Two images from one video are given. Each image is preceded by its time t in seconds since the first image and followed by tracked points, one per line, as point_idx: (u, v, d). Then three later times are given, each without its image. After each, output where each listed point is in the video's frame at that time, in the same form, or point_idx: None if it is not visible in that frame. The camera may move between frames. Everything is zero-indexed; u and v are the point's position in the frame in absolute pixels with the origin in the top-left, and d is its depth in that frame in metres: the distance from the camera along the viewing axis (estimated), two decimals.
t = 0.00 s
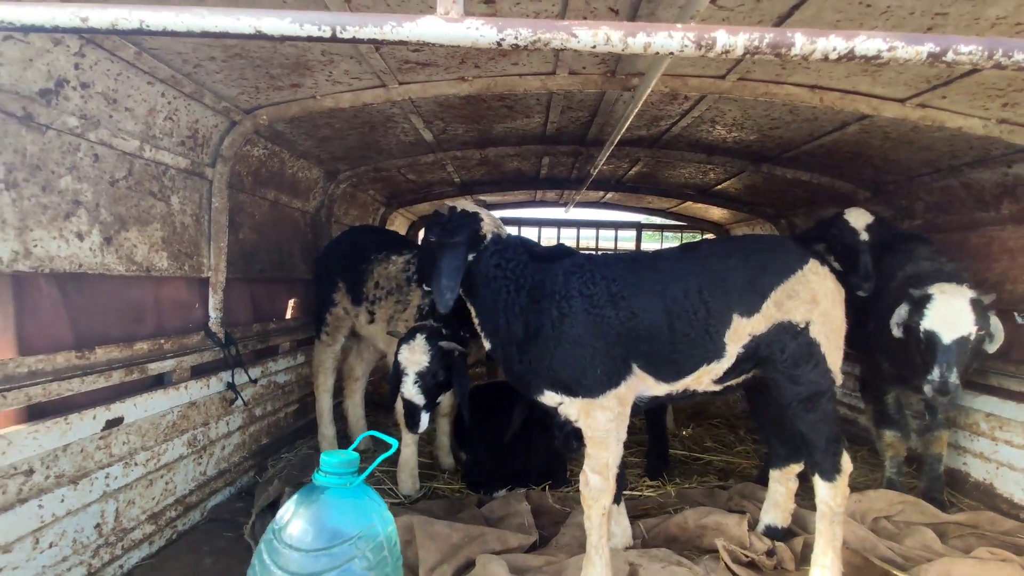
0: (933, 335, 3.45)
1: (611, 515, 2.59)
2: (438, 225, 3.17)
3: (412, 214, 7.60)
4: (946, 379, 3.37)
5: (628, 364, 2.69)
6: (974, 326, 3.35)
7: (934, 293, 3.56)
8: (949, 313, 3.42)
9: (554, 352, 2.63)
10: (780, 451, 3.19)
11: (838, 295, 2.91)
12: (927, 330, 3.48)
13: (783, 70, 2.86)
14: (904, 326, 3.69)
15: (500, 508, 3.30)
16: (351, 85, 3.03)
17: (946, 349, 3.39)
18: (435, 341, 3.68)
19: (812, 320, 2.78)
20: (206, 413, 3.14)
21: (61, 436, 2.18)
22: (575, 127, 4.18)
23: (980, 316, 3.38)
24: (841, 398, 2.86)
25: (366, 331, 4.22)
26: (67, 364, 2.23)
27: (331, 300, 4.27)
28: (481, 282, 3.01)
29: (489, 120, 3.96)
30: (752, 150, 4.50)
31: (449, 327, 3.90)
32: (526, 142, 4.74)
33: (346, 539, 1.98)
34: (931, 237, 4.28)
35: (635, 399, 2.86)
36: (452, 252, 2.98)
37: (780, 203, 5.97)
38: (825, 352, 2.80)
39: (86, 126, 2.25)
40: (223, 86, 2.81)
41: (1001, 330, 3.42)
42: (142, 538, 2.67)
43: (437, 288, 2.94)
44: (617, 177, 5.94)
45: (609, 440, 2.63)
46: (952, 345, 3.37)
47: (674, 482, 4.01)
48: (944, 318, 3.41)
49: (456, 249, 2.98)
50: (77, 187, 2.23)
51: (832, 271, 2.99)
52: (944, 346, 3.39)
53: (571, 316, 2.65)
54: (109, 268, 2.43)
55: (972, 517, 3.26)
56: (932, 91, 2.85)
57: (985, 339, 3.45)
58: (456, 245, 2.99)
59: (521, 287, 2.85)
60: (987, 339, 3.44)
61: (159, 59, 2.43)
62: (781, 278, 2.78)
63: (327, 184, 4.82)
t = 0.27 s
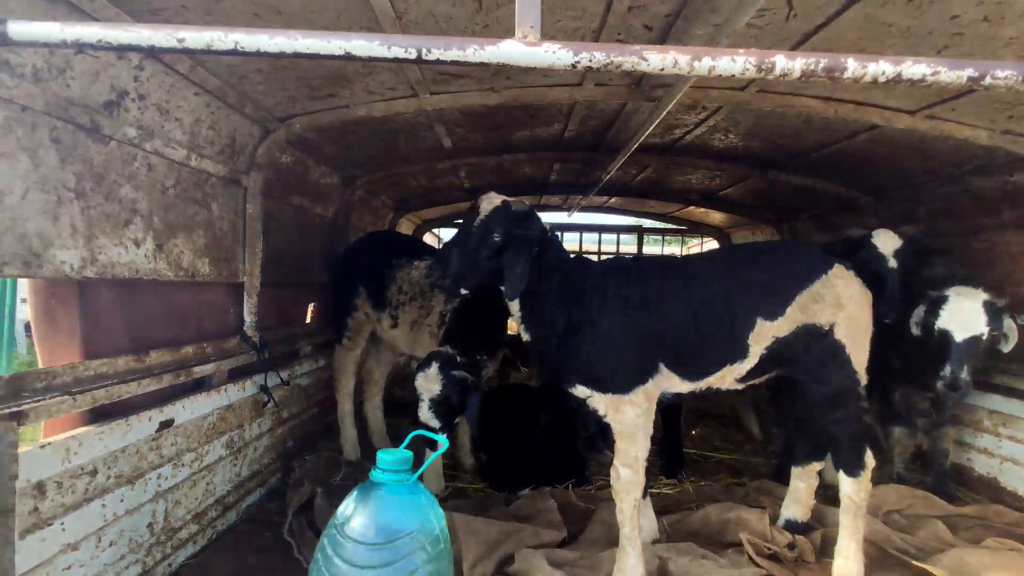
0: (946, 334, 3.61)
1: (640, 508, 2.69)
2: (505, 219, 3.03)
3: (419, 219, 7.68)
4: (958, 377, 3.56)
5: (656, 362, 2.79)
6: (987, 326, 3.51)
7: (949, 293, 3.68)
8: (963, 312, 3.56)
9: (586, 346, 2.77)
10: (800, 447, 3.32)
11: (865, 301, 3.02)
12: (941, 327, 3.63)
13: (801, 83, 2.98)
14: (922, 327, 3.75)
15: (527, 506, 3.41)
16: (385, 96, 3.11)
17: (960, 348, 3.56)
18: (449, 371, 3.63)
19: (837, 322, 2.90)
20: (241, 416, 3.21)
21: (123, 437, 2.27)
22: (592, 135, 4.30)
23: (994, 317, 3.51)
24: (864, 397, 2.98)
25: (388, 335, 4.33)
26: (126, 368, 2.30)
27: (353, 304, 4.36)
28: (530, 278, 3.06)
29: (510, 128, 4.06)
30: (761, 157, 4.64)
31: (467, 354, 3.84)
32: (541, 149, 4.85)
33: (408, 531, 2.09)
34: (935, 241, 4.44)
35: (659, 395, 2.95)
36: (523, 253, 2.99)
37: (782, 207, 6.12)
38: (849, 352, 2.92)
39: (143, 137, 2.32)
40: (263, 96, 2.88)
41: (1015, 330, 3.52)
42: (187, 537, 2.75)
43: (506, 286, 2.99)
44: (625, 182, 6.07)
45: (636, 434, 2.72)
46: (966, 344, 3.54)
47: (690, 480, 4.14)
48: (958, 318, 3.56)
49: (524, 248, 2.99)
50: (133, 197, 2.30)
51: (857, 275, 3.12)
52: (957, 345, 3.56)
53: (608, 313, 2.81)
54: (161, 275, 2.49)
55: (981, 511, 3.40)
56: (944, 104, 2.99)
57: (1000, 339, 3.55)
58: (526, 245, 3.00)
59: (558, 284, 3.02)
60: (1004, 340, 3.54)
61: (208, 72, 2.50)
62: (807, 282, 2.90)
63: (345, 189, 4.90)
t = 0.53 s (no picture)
0: (968, 334, 3.70)
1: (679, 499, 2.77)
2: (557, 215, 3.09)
3: (423, 220, 7.71)
4: (979, 374, 3.64)
5: (693, 356, 2.92)
6: (1007, 325, 3.61)
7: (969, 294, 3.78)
8: (982, 311, 3.67)
9: (627, 340, 2.89)
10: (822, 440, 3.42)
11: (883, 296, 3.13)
12: (961, 327, 3.73)
13: (825, 89, 3.09)
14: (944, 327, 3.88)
15: (557, 501, 3.47)
16: (420, 98, 3.17)
17: (980, 346, 3.65)
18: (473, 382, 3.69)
19: (859, 318, 3.04)
20: (275, 414, 3.24)
21: (181, 433, 2.31)
22: (609, 138, 4.39)
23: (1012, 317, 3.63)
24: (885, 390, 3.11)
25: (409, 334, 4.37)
26: (182, 365, 2.33)
27: (374, 304, 4.40)
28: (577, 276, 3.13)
29: (531, 130, 4.14)
30: (771, 160, 4.76)
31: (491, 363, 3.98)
32: (556, 151, 4.93)
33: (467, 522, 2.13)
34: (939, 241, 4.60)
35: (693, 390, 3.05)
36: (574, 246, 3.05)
37: (785, 209, 6.27)
38: (871, 346, 3.05)
39: (198, 138, 2.36)
40: (303, 99, 2.93)
41: None
42: (231, 534, 2.77)
43: (561, 277, 2.98)
44: (633, 184, 6.17)
45: (675, 427, 2.82)
46: (987, 343, 3.64)
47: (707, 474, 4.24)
48: (979, 318, 3.66)
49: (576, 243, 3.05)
50: (189, 196, 2.34)
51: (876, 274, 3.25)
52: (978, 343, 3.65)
53: (652, 309, 2.95)
54: (210, 273, 2.52)
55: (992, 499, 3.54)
56: (958, 110, 3.13)
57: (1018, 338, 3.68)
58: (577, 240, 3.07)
59: (595, 283, 3.12)
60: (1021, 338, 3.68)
61: (259, 74, 2.55)
62: (830, 280, 3.06)
63: (361, 191, 4.93)
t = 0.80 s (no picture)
0: (958, 318, 3.79)
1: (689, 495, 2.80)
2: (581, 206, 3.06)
3: (418, 220, 7.70)
4: (968, 358, 3.75)
5: (706, 349, 2.98)
6: (995, 311, 3.74)
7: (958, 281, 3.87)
8: (973, 297, 3.77)
9: (645, 335, 2.91)
10: (824, 436, 3.47)
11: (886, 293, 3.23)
12: (952, 312, 3.82)
13: (827, 91, 3.15)
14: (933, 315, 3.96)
15: (563, 498, 3.48)
16: (428, 97, 3.17)
17: (971, 331, 3.74)
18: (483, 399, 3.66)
19: (862, 314, 3.10)
20: (281, 414, 3.22)
21: (194, 432, 2.29)
22: (611, 138, 4.42)
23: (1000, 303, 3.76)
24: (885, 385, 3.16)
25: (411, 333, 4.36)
26: (195, 363, 2.31)
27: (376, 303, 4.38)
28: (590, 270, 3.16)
29: (534, 130, 4.15)
30: (768, 160, 4.83)
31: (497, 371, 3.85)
32: (556, 151, 4.95)
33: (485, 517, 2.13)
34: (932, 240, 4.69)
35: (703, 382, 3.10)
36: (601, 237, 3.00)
37: (778, 210, 6.36)
38: (872, 342, 3.11)
39: (211, 134, 2.34)
40: (312, 96, 2.91)
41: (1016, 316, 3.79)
42: (239, 534, 2.74)
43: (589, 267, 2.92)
44: (629, 184, 6.21)
45: (688, 423, 2.86)
46: (977, 327, 3.74)
47: (707, 471, 4.28)
48: (971, 302, 3.75)
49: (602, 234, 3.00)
50: (202, 193, 2.32)
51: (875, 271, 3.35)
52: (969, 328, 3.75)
53: (668, 302, 2.99)
54: (221, 270, 2.50)
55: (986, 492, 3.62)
56: (956, 112, 3.21)
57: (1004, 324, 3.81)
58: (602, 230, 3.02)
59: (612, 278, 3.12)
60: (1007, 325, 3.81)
61: (271, 71, 2.53)
62: (833, 277, 3.12)
63: (361, 189, 4.91)
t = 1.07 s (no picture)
0: (937, 317, 3.99)
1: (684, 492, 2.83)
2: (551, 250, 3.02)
3: (410, 220, 7.69)
4: (949, 355, 3.87)
5: (703, 344, 3.03)
6: (973, 309, 3.92)
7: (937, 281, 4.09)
8: (952, 296, 3.96)
9: (643, 332, 2.96)
10: (814, 432, 3.52)
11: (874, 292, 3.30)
12: (932, 312, 4.03)
13: (817, 93, 3.21)
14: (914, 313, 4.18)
15: (556, 497, 3.50)
16: (422, 96, 3.18)
17: (951, 329, 3.92)
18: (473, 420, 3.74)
19: (853, 311, 3.15)
20: (274, 414, 3.20)
21: (189, 432, 2.28)
22: (603, 138, 4.44)
23: (978, 302, 3.94)
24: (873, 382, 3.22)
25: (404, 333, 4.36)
26: (191, 362, 2.30)
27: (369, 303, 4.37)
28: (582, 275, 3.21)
29: (527, 130, 4.17)
30: (758, 162, 4.89)
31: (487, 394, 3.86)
32: (548, 152, 4.97)
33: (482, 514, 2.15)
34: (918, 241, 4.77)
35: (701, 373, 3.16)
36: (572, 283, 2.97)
37: (768, 211, 6.42)
38: (861, 339, 3.16)
39: (207, 132, 2.34)
40: (307, 95, 2.91)
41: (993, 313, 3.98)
42: (233, 535, 2.72)
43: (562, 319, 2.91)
44: (621, 185, 6.25)
45: (683, 420, 2.89)
46: (956, 325, 3.93)
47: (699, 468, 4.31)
48: (949, 302, 3.95)
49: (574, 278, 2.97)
50: (198, 191, 2.31)
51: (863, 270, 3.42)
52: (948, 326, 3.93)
53: (663, 300, 3.03)
54: (215, 269, 2.49)
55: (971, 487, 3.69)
56: (942, 114, 3.27)
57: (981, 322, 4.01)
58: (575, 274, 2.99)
59: (610, 276, 3.20)
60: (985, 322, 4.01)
61: (267, 70, 2.53)
62: (823, 275, 3.16)
63: (354, 189, 4.90)
